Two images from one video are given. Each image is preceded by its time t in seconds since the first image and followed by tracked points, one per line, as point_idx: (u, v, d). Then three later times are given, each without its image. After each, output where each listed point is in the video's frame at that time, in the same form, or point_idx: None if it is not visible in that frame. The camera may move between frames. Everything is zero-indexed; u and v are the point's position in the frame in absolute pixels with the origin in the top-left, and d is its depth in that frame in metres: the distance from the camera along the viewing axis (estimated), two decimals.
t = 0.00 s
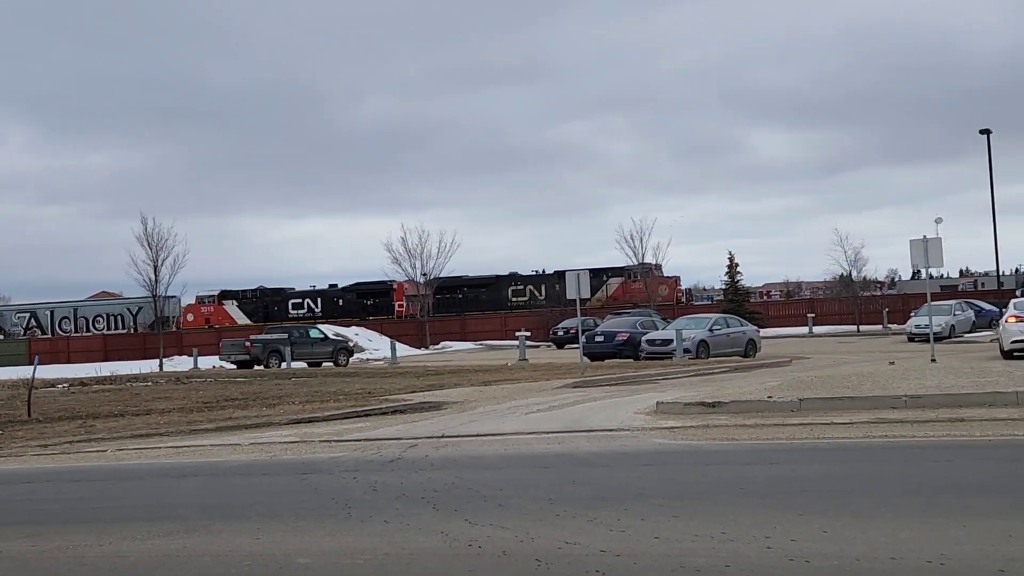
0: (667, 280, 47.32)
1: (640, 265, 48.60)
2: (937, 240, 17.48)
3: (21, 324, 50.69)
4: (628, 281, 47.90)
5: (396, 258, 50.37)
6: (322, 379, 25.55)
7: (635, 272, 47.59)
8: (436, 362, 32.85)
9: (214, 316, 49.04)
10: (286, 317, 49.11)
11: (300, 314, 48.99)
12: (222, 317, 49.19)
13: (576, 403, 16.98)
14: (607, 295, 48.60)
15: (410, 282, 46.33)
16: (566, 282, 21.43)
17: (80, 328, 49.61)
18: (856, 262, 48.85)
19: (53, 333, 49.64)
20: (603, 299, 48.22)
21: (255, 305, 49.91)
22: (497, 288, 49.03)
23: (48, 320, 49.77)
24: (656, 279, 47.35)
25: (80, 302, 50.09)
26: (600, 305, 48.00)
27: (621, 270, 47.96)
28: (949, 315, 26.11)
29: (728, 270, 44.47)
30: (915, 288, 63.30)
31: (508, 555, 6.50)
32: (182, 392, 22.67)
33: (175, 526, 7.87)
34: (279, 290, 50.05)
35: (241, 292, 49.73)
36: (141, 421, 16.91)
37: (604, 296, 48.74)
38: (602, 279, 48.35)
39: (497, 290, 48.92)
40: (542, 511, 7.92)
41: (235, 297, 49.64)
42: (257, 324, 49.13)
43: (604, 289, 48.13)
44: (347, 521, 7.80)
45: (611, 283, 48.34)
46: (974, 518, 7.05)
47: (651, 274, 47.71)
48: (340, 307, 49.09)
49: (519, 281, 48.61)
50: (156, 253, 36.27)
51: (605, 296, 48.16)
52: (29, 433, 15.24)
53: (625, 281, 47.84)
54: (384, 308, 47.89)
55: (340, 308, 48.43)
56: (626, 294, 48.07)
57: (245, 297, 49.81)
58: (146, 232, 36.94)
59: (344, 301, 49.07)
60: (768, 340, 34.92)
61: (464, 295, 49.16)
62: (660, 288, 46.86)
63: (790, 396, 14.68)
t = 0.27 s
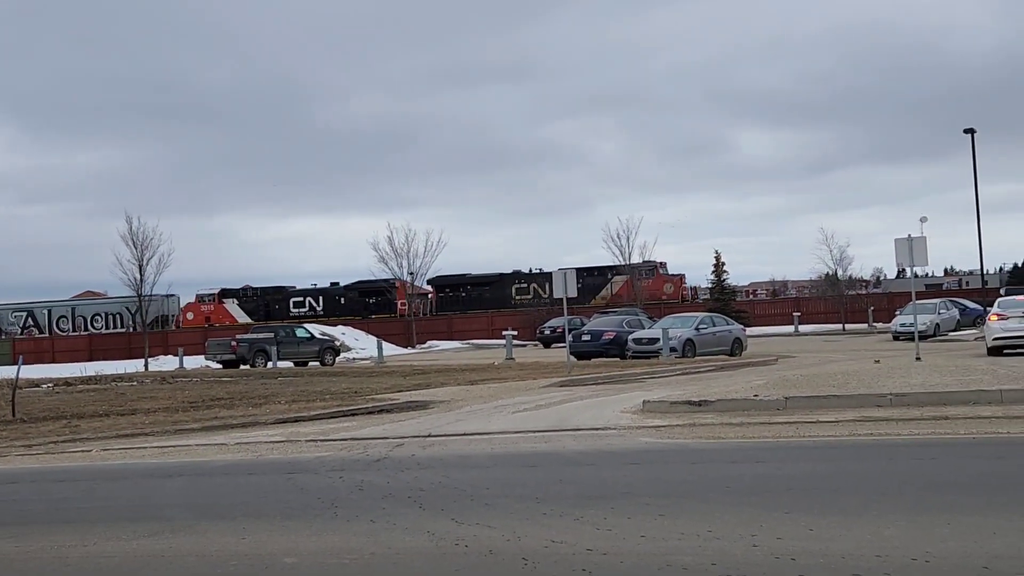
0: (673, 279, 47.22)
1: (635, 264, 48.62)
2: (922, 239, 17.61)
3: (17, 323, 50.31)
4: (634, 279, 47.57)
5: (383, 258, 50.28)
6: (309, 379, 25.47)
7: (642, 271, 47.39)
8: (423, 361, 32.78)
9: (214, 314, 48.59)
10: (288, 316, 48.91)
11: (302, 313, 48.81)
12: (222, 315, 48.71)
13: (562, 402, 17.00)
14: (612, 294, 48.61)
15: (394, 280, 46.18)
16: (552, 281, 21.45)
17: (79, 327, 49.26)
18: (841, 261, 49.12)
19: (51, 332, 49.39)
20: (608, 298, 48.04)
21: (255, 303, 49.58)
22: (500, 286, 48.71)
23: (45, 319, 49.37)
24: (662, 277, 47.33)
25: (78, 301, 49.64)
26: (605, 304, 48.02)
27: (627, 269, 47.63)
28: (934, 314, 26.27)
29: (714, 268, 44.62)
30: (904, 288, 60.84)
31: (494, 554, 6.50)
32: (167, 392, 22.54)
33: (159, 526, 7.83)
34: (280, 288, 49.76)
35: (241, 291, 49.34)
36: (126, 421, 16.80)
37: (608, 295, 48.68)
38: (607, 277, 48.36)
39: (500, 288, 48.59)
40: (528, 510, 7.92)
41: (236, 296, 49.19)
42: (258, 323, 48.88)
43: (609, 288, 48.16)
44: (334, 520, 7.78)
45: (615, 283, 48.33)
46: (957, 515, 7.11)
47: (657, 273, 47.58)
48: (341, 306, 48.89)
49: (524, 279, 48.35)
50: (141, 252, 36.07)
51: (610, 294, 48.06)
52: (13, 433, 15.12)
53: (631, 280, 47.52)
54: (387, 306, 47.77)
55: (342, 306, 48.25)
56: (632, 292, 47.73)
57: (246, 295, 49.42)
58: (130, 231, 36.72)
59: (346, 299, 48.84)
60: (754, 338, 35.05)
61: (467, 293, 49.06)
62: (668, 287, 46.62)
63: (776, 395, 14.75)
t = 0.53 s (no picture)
0: (678, 277, 47.23)
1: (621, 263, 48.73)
2: (907, 237, 17.71)
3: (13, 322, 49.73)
4: (640, 277, 47.46)
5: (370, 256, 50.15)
6: (295, 378, 25.37)
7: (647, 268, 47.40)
8: (410, 360, 32.71)
9: (216, 313, 48.19)
10: (290, 314, 48.67)
11: (303, 311, 48.58)
12: (223, 313, 48.31)
13: (549, 400, 17.00)
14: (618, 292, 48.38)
15: (379, 279, 46.06)
16: (539, 281, 21.45)
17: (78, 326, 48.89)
18: (828, 260, 49.36)
19: (49, 331, 49.01)
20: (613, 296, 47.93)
21: (257, 301, 49.24)
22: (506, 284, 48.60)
23: (43, 318, 48.93)
24: (668, 275, 47.35)
25: (76, 300, 49.18)
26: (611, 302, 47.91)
27: (632, 267, 47.52)
28: (919, 312, 26.42)
29: (701, 267, 44.73)
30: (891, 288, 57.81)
31: (481, 553, 6.50)
32: (152, 392, 22.39)
33: (145, 526, 7.79)
34: (282, 286, 49.45)
35: (242, 289, 49.01)
36: (111, 421, 16.67)
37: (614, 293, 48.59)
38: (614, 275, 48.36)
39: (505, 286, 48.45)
40: (515, 509, 7.92)
41: (237, 294, 48.88)
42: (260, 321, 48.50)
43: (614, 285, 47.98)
44: (321, 520, 7.75)
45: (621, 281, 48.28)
46: (945, 513, 7.14)
47: (662, 271, 47.58)
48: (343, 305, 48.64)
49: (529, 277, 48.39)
50: (127, 251, 35.86)
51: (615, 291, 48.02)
52: None
53: (637, 278, 47.46)
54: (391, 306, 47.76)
55: (344, 305, 48.05)
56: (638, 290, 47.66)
57: (247, 293, 49.08)
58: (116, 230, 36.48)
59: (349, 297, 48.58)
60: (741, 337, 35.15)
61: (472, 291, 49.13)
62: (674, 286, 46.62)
63: (763, 393, 14.80)
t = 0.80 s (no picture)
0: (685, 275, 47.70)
1: (608, 262, 48.88)
2: (893, 236, 17.80)
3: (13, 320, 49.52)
4: (645, 274, 48.00)
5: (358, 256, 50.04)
6: (282, 377, 25.28)
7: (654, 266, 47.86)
8: (397, 360, 32.65)
9: (218, 311, 47.96)
10: (292, 312, 48.51)
11: (306, 309, 48.43)
12: (225, 312, 48.06)
13: (537, 400, 17.00)
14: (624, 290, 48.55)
15: (366, 279, 46.00)
16: (527, 280, 21.45)
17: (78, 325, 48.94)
18: (814, 259, 49.58)
19: (49, 329, 48.73)
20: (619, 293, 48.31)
21: (259, 300, 49.05)
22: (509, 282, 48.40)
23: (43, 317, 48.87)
24: (673, 272, 47.92)
25: (76, 299, 49.04)
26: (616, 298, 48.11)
27: (638, 264, 48.09)
28: (905, 311, 26.56)
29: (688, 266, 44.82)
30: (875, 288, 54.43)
31: (469, 553, 6.49)
32: (138, 391, 22.26)
33: (131, 526, 7.73)
34: (284, 285, 49.30)
35: (244, 288, 48.91)
36: (96, 421, 16.55)
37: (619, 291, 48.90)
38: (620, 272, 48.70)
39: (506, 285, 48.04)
40: (503, 509, 7.91)
41: (239, 293, 48.74)
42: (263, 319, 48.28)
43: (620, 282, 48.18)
44: (307, 520, 7.72)
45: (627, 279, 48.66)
46: (931, 511, 7.18)
47: (668, 269, 48.15)
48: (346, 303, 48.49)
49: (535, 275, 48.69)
50: (113, 250, 35.65)
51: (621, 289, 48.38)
52: None
53: (642, 275, 47.98)
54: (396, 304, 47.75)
55: (348, 303, 47.91)
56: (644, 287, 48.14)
57: (249, 292, 48.89)
58: (102, 229, 36.24)
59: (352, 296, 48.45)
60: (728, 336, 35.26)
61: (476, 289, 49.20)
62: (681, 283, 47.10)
63: (750, 392, 14.85)
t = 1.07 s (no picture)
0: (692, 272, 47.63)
1: (597, 262, 49.00)
2: (880, 236, 17.93)
3: (12, 319, 49.09)
4: (651, 273, 48.31)
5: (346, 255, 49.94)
6: (269, 377, 25.22)
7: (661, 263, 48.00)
8: (386, 359, 32.62)
9: (220, 310, 47.61)
10: (296, 311, 48.33)
11: (310, 308, 48.27)
12: (227, 311, 47.74)
13: (525, 399, 17.03)
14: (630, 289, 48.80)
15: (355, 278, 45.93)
16: (515, 280, 21.47)
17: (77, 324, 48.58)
18: (801, 258, 49.80)
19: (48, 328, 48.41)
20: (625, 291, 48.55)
21: (262, 298, 48.81)
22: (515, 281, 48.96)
23: (42, 316, 48.46)
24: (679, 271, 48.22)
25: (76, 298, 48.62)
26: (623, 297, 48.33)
27: (644, 262, 48.44)
28: (892, 311, 26.74)
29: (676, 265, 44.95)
30: (865, 288, 52.21)
31: (457, 552, 6.50)
32: (124, 391, 22.15)
33: (117, 527, 7.71)
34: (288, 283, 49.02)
35: (246, 286, 48.66)
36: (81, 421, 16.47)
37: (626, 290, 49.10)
38: (625, 270, 48.90)
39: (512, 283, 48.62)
40: (491, 508, 7.93)
41: (241, 291, 48.55)
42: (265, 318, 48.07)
43: (626, 280, 48.50)
44: (294, 519, 7.72)
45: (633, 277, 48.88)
46: (918, 509, 7.24)
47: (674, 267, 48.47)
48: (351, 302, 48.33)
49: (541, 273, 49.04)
50: (99, 250, 35.46)
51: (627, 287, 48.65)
52: None
53: (648, 273, 48.27)
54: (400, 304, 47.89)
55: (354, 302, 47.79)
56: (650, 286, 48.39)
57: (252, 290, 48.65)
58: (89, 228, 36.02)
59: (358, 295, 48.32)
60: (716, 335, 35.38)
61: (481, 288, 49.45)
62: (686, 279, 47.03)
63: (738, 391, 14.92)
